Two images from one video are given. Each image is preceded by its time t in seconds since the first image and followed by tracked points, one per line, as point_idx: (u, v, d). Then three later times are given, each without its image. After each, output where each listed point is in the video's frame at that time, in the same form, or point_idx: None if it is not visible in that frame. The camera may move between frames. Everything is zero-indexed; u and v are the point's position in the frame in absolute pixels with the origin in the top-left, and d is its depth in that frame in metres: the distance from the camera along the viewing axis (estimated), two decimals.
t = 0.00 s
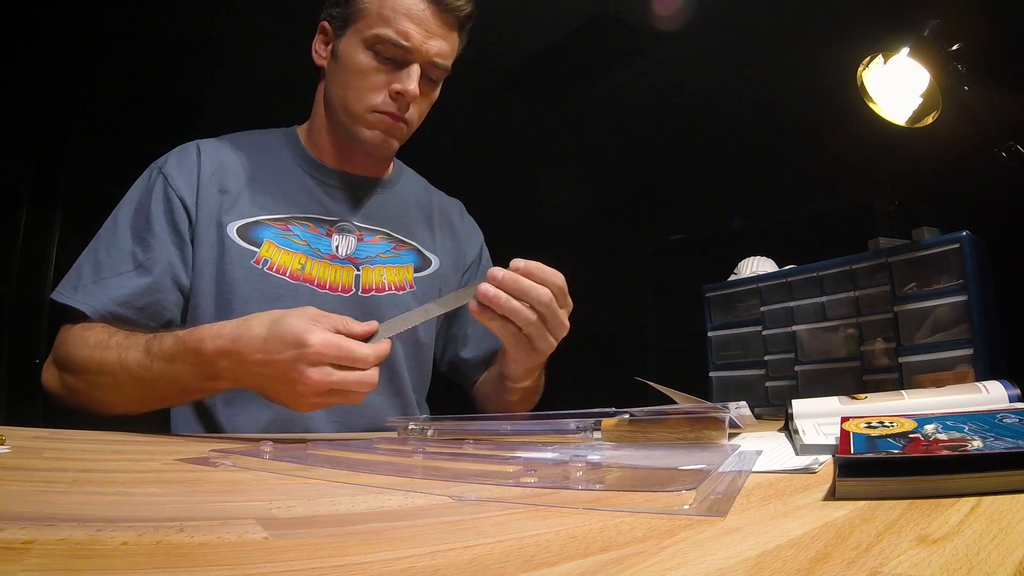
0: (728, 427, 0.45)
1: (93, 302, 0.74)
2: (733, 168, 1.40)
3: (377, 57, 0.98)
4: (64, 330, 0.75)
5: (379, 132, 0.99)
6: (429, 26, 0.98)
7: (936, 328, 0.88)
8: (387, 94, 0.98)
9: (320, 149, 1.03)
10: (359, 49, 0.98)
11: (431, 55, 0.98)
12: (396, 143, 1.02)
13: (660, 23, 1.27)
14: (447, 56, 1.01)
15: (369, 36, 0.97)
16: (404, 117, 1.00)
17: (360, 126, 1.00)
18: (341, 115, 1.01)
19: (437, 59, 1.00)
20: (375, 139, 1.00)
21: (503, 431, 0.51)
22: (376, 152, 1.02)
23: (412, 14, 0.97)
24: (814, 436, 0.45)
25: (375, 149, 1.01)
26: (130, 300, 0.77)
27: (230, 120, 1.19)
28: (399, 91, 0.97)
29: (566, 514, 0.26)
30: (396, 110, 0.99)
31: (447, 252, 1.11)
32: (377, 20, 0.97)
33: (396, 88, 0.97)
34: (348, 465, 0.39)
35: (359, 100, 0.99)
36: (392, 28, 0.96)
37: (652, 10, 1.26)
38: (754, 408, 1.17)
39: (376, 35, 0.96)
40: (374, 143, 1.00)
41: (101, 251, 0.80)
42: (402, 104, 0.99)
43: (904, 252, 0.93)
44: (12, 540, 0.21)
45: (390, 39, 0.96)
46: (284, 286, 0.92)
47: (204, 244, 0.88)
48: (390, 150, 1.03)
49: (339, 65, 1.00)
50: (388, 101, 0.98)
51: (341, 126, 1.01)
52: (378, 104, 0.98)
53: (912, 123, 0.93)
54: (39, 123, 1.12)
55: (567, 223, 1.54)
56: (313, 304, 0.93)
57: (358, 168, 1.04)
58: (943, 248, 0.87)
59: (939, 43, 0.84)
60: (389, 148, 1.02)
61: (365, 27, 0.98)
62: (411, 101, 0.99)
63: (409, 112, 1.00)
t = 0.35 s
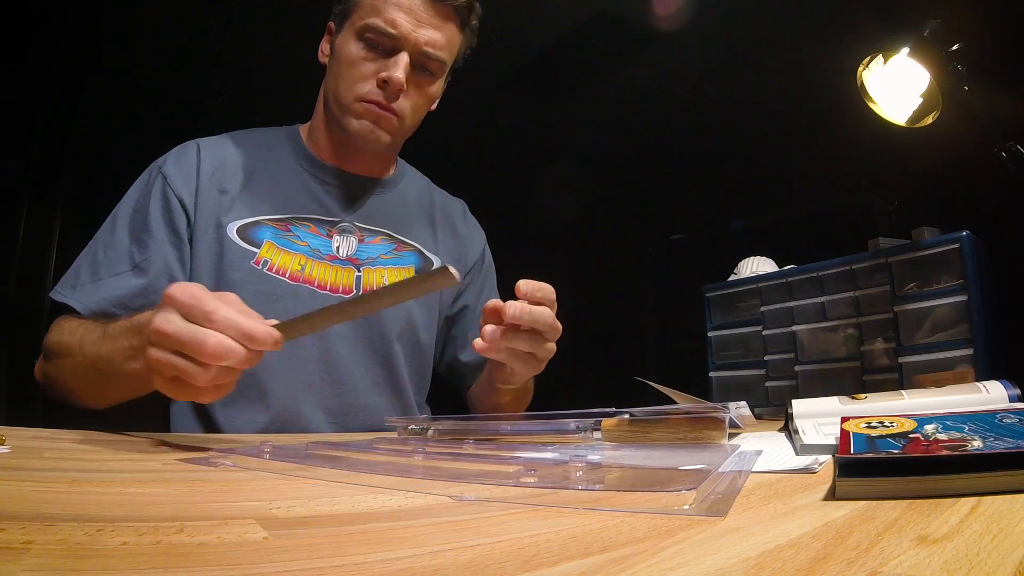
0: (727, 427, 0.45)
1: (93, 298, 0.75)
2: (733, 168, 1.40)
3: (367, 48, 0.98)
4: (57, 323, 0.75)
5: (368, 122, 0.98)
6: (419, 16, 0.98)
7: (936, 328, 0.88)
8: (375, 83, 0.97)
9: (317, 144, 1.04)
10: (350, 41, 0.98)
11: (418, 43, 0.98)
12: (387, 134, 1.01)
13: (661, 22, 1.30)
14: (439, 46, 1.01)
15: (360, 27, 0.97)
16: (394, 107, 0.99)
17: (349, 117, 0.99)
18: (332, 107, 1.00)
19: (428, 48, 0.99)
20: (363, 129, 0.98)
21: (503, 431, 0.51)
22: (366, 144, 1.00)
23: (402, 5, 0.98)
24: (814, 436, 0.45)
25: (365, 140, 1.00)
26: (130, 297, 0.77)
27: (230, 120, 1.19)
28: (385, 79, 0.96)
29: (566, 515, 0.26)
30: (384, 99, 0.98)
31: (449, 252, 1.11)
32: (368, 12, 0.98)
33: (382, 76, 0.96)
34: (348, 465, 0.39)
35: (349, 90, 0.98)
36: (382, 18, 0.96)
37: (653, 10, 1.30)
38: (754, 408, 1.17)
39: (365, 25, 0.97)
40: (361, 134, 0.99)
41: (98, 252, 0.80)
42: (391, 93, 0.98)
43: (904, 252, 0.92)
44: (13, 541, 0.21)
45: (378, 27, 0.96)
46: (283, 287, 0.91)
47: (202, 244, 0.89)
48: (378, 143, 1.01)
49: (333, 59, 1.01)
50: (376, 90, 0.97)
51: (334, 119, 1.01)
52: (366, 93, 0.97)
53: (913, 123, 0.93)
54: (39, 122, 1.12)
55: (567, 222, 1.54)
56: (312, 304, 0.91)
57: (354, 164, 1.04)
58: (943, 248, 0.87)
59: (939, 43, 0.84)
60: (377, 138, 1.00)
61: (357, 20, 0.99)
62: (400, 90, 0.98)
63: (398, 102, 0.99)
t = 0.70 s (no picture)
0: (727, 427, 0.45)
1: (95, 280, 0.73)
2: (733, 168, 1.40)
3: (373, 48, 0.98)
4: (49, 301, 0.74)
5: (371, 120, 0.97)
6: (423, 17, 0.99)
7: (936, 328, 0.88)
8: (379, 82, 0.97)
9: (322, 146, 1.04)
10: (357, 41, 0.99)
11: (424, 43, 0.98)
12: (389, 135, 1.00)
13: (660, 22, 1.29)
14: (443, 48, 1.01)
15: (366, 27, 0.98)
16: (398, 106, 0.98)
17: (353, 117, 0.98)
18: (336, 106, 1.00)
19: (432, 49, 0.99)
20: (366, 127, 0.97)
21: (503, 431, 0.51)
22: (369, 143, 0.99)
23: (407, 5, 0.98)
24: (814, 436, 0.45)
25: (367, 140, 0.99)
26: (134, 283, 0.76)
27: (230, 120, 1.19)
28: (390, 78, 0.96)
29: (566, 515, 0.26)
30: (389, 99, 0.98)
31: (452, 256, 1.11)
32: (373, 13, 0.99)
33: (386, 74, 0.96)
34: (348, 465, 0.39)
35: (353, 89, 0.98)
36: (387, 18, 0.97)
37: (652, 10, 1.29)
38: (754, 408, 1.17)
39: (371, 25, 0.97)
40: (365, 132, 0.98)
41: (107, 232, 0.79)
42: (395, 92, 0.97)
43: (904, 251, 0.92)
44: (13, 541, 0.21)
45: (383, 26, 0.96)
46: (288, 284, 0.91)
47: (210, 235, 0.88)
48: (382, 142, 1.00)
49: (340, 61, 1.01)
50: (380, 89, 0.97)
51: (337, 119, 1.01)
52: (370, 92, 0.97)
53: (913, 123, 0.93)
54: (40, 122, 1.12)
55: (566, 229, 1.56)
56: (316, 303, 0.92)
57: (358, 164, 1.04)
58: (943, 248, 0.87)
59: (940, 43, 0.84)
60: (381, 138, 0.99)
61: (363, 21, 0.99)
62: (404, 90, 0.98)
63: (402, 101, 0.98)
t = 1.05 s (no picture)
0: (727, 427, 0.45)
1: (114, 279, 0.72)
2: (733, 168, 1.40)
3: (385, 50, 0.98)
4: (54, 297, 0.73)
5: (380, 122, 0.97)
6: (436, 21, 0.99)
7: (936, 328, 0.88)
8: (390, 84, 0.97)
9: (329, 145, 1.03)
10: (369, 42, 0.99)
11: (438, 48, 0.98)
12: (398, 137, 1.00)
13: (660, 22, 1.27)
14: (455, 52, 1.01)
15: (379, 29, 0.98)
16: (408, 110, 0.99)
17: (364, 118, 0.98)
18: (346, 106, 1.00)
19: (444, 53, 1.00)
20: (375, 129, 0.97)
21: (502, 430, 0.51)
22: (377, 145, 0.99)
23: (422, 10, 0.98)
24: (814, 435, 0.45)
25: (375, 141, 0.99)
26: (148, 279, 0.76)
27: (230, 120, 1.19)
28: (402, 81, 0.96)
29: (566, 515, 0.26)
30: (399, 101, 0.98)
31: (455, 258, 1.11)
32: (388, 16, 0.99)
33: (399, 77, 0.96)
34: (348, 465, 0.39)
35: (363, 90, 0.98)
36: (401, 20, 0.97)
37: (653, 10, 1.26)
38: (754, 408, 1.17)
39: (384, 27, 0.97)
40: (374, 134, 0.98)
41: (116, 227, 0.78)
42: (406, 95, 0.97)
43: (904, 251, 0.92)
44: (13, 541, 0.21)
45: (396, 28, 0.96)
46: (292, 284, 0.91)
47: (216, 233, 0.88)
48: (390, 145, 1.00)
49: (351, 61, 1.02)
50: (391, 91, 0.97)
51: (345, 119, 1.01)
52: (382, 95, 0.97)
53: (913, 123, 0.93)
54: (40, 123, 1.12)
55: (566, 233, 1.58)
56: (319, 303, 0.92)
57: (364, 164, 1.04)
58: (943, 248, 0.87)
59: (940, 43, 0.84)
60: (389, 140, 0.99)
61: (376, 23, 1.00)
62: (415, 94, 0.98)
63: (413, 105, 0.99)
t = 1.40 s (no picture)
0: (727, 427, 0.45)
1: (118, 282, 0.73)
2: (734, 168, 1.39)
3: (418, 71, 0.99)
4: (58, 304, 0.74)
5: (414, 146, 1.00)
6: (471, 46, 1.00)
7: (936, 328, 0.88)
8: (425, 109, 0.99)
9: (343, 156, 1.02)
10: (400, 62, 0.99)
11: (471, 75, 1.02)
12: (424, 157, 1.04)
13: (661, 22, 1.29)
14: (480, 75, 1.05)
15: (413, 50, 0.98)
16: (437, 133, 1.02)
17: (395, 138, 1.00)
18: (372, 124, 1.00)
19: (474, 79, 1.03)
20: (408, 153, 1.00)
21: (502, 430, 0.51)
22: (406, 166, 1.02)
23: (456, 32, 0.99)
24: (814, 436, 0.46)
25: (404, 162, 1.02)
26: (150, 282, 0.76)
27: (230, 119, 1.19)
28: (439, 108, 0.99)
29: (566, 515, 0.26)
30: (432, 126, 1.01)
31: (454, 259, 1.11)
32: (422, 35, 0.99)
33: (436, 105, 0.99)
34: (348, 465, 0.39)
35: (396, 112, 0.99)
36: (438, 45, 0.98)
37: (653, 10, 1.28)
38: (754, 408, 1.17)
39: (420, 50, 0.98)
40: (406, 156, 1.01)
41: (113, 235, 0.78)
42: (439, 121, 1.01)
43: (904, 251, 0.92)
44: (12, 541, 0.21)
45: (436, 56, 0.98)
46: (292, 286, 0.91)
47: (215, 236, 0.88)
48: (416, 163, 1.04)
49: (376, 74, 1.00)
50: (427, 116, 1.00)
51: (370, 134, 1.00)
52: (416, 119, 0.99)
53: (913, 123, 0.93)
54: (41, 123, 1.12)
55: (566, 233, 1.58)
56: (319, 305, 0.92)
57: (379, 173, 1.05)
58: (943, 248, 0.87)
59: (939, 44, 0.84)
60: (419, 161, 1.03)
61: (407, 41, 0.99)
62: (447, 119, 1.01)
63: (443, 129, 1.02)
